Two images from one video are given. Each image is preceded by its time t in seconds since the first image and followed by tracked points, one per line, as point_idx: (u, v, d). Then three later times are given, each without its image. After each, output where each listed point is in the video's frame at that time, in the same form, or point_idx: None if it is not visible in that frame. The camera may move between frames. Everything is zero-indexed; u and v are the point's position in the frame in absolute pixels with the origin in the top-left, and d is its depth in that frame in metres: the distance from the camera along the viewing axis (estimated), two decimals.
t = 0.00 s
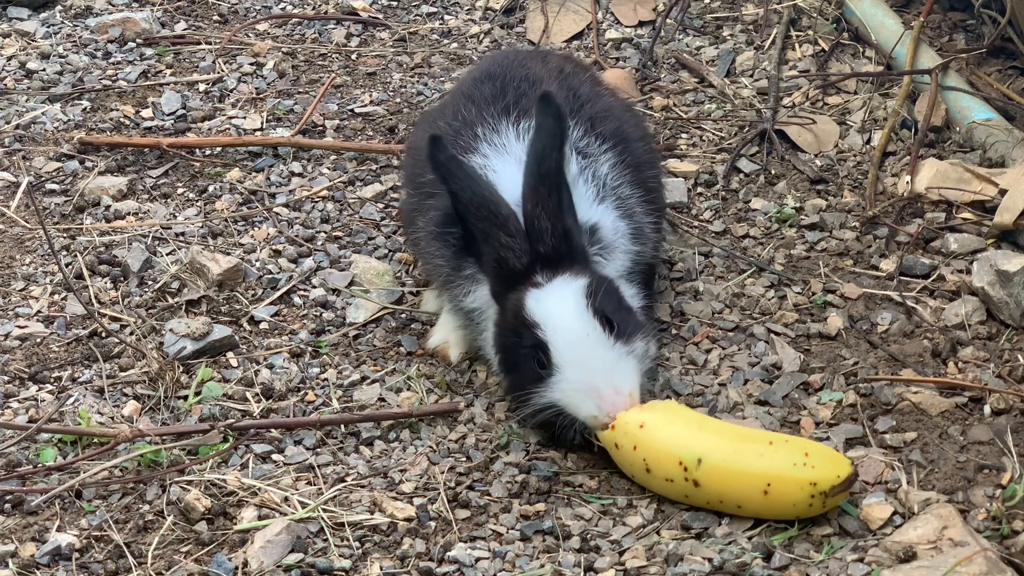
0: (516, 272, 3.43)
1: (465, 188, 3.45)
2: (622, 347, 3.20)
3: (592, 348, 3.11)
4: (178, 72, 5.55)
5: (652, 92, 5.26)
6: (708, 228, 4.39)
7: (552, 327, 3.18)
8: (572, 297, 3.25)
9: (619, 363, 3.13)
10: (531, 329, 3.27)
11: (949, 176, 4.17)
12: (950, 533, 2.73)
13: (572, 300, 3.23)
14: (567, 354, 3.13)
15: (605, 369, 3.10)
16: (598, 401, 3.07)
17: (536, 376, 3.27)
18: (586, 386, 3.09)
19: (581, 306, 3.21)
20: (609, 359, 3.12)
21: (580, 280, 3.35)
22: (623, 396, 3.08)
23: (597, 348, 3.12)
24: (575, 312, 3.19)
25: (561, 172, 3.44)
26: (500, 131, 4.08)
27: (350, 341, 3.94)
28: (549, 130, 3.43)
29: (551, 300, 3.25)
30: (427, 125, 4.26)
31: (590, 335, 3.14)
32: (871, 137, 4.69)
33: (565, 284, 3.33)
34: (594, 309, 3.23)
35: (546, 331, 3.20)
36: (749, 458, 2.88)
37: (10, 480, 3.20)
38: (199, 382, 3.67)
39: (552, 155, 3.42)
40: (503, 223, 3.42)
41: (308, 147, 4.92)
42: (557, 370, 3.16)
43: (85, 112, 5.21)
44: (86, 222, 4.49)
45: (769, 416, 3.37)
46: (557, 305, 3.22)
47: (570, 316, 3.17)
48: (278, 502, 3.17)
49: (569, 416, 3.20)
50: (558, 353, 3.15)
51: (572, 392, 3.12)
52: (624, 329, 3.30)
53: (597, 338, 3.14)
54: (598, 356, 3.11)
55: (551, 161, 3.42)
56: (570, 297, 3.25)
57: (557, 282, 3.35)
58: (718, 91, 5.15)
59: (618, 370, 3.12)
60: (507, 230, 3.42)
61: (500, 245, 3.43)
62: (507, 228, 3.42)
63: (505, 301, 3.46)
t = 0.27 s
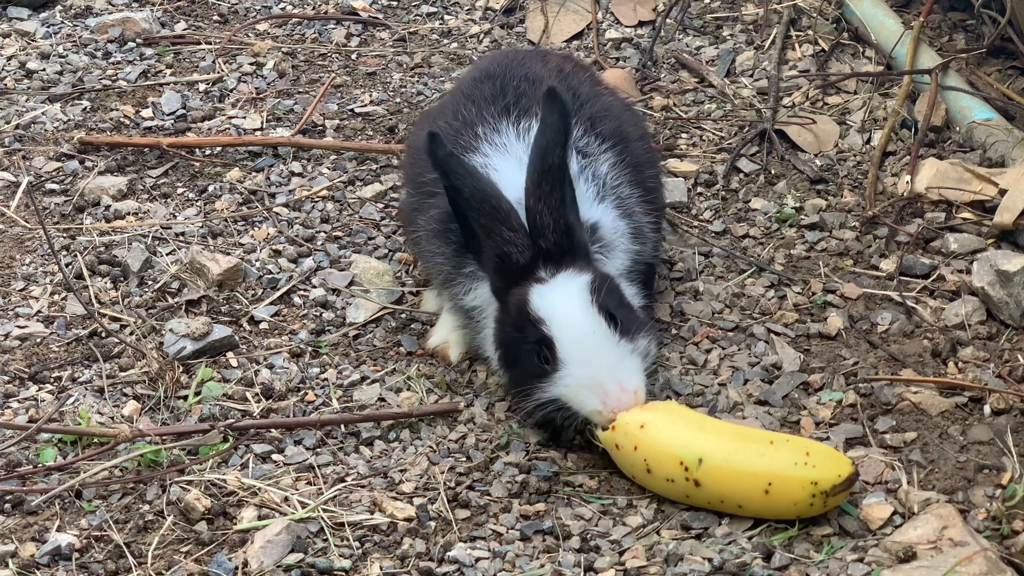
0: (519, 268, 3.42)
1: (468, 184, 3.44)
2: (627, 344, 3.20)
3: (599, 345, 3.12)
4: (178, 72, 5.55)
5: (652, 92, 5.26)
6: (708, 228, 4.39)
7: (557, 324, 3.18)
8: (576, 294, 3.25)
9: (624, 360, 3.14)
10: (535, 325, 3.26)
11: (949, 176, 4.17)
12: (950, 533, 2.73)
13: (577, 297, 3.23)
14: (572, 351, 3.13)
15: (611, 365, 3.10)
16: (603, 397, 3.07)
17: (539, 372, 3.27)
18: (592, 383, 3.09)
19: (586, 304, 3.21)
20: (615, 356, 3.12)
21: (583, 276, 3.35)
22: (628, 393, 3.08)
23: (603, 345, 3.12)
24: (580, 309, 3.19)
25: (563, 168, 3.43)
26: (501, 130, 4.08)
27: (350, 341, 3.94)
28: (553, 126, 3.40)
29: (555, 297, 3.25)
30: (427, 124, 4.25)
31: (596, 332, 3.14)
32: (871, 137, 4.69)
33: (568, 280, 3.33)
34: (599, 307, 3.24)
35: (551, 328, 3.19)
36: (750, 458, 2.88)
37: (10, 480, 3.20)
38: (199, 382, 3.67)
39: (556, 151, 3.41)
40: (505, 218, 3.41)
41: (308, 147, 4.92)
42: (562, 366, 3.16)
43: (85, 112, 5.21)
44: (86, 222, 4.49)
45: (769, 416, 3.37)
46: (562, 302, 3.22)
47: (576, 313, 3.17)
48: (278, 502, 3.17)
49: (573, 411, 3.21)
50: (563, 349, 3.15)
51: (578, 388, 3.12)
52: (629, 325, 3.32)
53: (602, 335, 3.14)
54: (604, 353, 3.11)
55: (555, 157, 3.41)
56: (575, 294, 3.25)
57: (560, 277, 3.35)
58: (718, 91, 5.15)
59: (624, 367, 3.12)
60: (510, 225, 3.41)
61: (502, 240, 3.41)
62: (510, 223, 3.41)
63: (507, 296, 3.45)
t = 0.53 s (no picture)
0: (517, 255, 3.39)
1: (464, 173, 3.41)
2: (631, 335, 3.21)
3: (604, 333, 3.11)
4: (178, 72, 5.55)
5: (652, 92, 5.26)
6: (708, 228, 4.39)
7: (562, 312, 3.16)
8: (579, 282, 3.24)
9: (630, 351, 3.14)
10: (539, 313, 3.24)
11: (949, 176, 4.17)
12: (950, 533, 2.73)
13: (582, 285, 3.22)
14: (578, 339, 3.11)
15: (617, 355, 3.10)
16: (610, 388, 3.07)
17: (542, 360, 3.25)
18: (598, 374, 3.09)
19: (591, 293, 3.20)
20: (620, 347, 3.12)
21: (583, 264, 3.34)
22: (635, 383, 3.08)
23: (609, 335, 3.11)
24: (586, 298, 3.17)
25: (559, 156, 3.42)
26: (499, 130, 4.08)
27: (350, 341, 3.94)
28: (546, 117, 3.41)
29: (559, 285, 3.23)
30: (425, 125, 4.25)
31: (603, 322, 3.13)
32: (871, 137, 4.69)
33: (569, 268, 3.31)
34: (604, 297, 3.24)
35: (556, 315, 3.17)
36: (750, 458, 2.88)
37: (10, 480, 3.20)
38: (199, 382, 3.67)
39: (550, 139, 3.40)
40: (502, 207, 3.39)
41: (308, 147, 4.93)
42: (568, 356, 3.15)
43: (85, 112, 5.21)
44: (86, 222, 4.49)
45: (769, 416, 3.37)
46: (567, 290, 3.20)
47: (581, 301, 3.16)
48: (278, 502, 3.17)
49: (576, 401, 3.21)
50: (569, 339, 3.14)
51: (584, 379, 3.11)
52: (630, 317, 3.32)
53: (608, 325, 3.13)
54: (611, 343, 3.10)
55: (549, 145, 3.40)
56: (579, 282, 3.23)
57: (560, 265, 3.33)
58: (718, 91, 5.15)
59: (629, 357, 3.13)
60: (507, 212, 3.39)
61: (500, 228, 3.39)
62: (506, 211, 3.39)
63: (507, 284, 3.42)
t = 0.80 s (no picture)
0: (519, 251, 3.40)
1: (468, 168, 3.41)
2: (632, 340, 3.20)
3: (605, 335, 3.11)
4: (178, 72, 5.55)
5: (652, 92, 5.26)
6: (708, 228, 4.39)
7: (564, 312, 3.16)
8: (582, 284, 3.24)
9: (630, 356, 3.14)
10: (540, 313, 3.24)
11: (949, 176, 4.17)
12: (950, 533, 2.73)
13: (584, 288, 3.22)
14: (579, 340, 3.11)
15: (618, 359, 3.09)
16: (609, 392, 3.07)
17: (542, 360, 3.25)
18: (598, 377, 3.09)
19: (593, 296, 3.20)
20: (621, 351, 3.12)
21: (585, 265, 3.34)
22: (634, 389, 3.08)
23: (610, 339, 3.11)
24: (588, 301, 3.17)
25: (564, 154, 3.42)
26: (497, 129, 4.08)
27: (350, 341, 3.94)
28: (555, 112, 3.40)
29: (562, 285, 3.23)
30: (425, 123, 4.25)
31: (604, 325, 3.13)
32: (871, 137, 4.69)
33: (572, 269, 3.31)
34: (606, 300, 3.23)
35: (557, 316, 3.17)
36: (750, 458, 2.88)
37: (10, 480, 3.20)
38: (199, 382, 3.67)
39: (556, 136, 3.39)
40: (506, 202, 3.38)
41: (308, 147, 4.93)
42: (568, 358, 3.15)
43: (85, 112, 5.21)
44: (86, 222, 4.49)
45: (769, 416, 3.37)
46: (569, 292, 3.20)
47: (582, 304, 3.16)
48: (278, 502, 3.17)
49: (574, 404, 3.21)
50: (569, 341, 3.14)
51: (583, 382, 3.11)
52: (632, 322, 3.32)
53: (609, 329, 3.13)
54: (611, 347, 3.10)
55: (555, 142, 3.40)
56: (582, 285, 3.23)
57: (564, 265, 3.33)
58: (718, 91, 5.15)
59: (630, 362, 3.12)
60: (510, 209, 3.39)
61: (502, 223, 3.38)
62: (510, 206, 3.38)
63: (508, 281, 3.42)
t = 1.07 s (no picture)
0: (522, 258, 3.39)
1: (471, 175, 3.41)
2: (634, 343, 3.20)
3: (607, 340, 3.10)
4: (178, 72, 5.55)
5: (652, 92, 5.26)
6: (708, 228, 4.39)
7: (566, 319, 3.15)
8: (584, 290, 3.23)
9: (632, 358, 3.13)
10: (541, 318, 3.24)
11: (949, 176, 4.17)
12: (950, 533, 2.73)
13: (585, 292, 3.22)
14: (581, 346, 3.11)
15: (619, 363, 3.09)
16: (611, 396, 3.06)
17: (545, 367, 3.24)
18: (599, 381, 3.08)
19: (594, 300, 3.20)
20: (623, 354, 3.11)
21: (588, 270, 3.34)
22: (636, 391, 3.07)
23: (611, 342, 3.11)
24: (588, 304, 3.17)
25: (567, 159, 3.41)
26: (498, 130, 4.07)
27: (350, 341, 3.94)
28: (557, 117, 3.39)
29: (563, 292, 3.22)
30: (425, 124, 4.24)
31: (605, 329, 3.12)
32: (871, 137, 4.69)
33: (574, 275, 3.31)
34: (607, 304, 3.23)
35: (559, 322, 3.16)
36: (750, 458, 2.88)
37: (10, 480, 3.20)
38: (199, 382, 3.67)
39: (558, 142, 3.39)
40: (509, 209, 3.38)
41: (308, 147, 4.93)
42: (569, 363, 3.14)
43: (85, 112, 5.21)
44: (86, 222, 4.49)
45: (769, 416, 3.37)
46: (570, 297, 3.20)
47: (583, 308, 3.16)
48: (278, 502, 3.17)
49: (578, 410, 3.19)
50: (570, 346, 3.13)
51: (585, 387, 3.11)
52: (634, 324, 3.32)
53: (611, 332, 3.13)
54: (612, 350, 3.10)
55: (557, 148, 3.39)
56: (583, 289, 3.23)
57: (566, 272, 3.33)
58: (718, 91, 5.15)
59: (632, 365, 3.12)
60: (513, 215, 3.39)
61: (505, 230, 3.39)
62: (513, 214, 3.38)
63: (511, 288, 3.43)
